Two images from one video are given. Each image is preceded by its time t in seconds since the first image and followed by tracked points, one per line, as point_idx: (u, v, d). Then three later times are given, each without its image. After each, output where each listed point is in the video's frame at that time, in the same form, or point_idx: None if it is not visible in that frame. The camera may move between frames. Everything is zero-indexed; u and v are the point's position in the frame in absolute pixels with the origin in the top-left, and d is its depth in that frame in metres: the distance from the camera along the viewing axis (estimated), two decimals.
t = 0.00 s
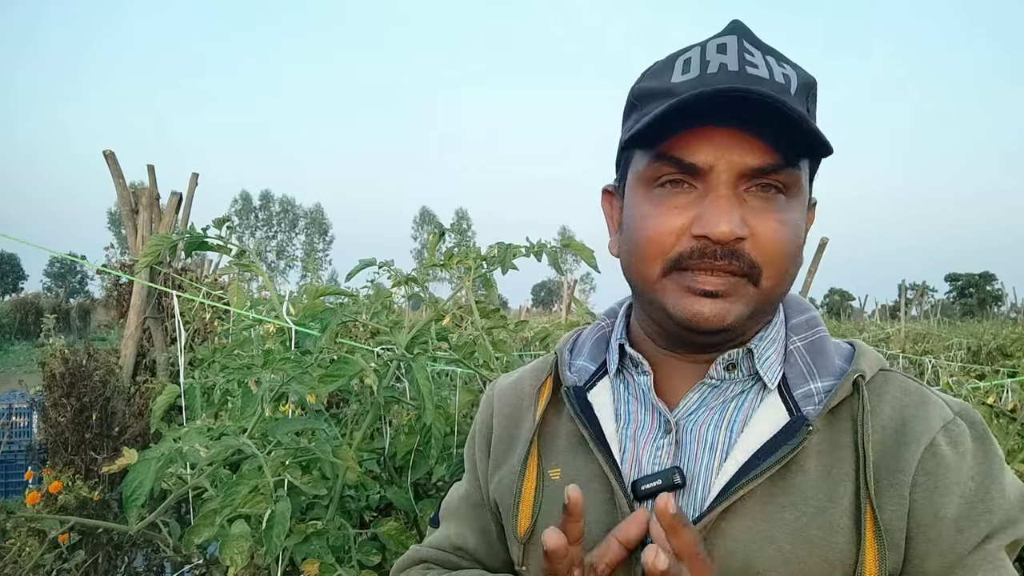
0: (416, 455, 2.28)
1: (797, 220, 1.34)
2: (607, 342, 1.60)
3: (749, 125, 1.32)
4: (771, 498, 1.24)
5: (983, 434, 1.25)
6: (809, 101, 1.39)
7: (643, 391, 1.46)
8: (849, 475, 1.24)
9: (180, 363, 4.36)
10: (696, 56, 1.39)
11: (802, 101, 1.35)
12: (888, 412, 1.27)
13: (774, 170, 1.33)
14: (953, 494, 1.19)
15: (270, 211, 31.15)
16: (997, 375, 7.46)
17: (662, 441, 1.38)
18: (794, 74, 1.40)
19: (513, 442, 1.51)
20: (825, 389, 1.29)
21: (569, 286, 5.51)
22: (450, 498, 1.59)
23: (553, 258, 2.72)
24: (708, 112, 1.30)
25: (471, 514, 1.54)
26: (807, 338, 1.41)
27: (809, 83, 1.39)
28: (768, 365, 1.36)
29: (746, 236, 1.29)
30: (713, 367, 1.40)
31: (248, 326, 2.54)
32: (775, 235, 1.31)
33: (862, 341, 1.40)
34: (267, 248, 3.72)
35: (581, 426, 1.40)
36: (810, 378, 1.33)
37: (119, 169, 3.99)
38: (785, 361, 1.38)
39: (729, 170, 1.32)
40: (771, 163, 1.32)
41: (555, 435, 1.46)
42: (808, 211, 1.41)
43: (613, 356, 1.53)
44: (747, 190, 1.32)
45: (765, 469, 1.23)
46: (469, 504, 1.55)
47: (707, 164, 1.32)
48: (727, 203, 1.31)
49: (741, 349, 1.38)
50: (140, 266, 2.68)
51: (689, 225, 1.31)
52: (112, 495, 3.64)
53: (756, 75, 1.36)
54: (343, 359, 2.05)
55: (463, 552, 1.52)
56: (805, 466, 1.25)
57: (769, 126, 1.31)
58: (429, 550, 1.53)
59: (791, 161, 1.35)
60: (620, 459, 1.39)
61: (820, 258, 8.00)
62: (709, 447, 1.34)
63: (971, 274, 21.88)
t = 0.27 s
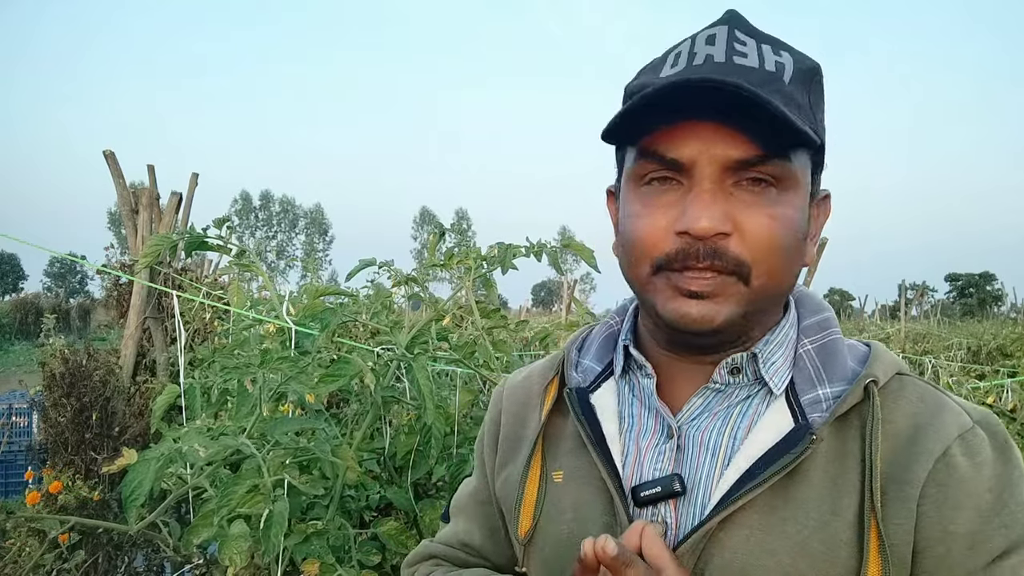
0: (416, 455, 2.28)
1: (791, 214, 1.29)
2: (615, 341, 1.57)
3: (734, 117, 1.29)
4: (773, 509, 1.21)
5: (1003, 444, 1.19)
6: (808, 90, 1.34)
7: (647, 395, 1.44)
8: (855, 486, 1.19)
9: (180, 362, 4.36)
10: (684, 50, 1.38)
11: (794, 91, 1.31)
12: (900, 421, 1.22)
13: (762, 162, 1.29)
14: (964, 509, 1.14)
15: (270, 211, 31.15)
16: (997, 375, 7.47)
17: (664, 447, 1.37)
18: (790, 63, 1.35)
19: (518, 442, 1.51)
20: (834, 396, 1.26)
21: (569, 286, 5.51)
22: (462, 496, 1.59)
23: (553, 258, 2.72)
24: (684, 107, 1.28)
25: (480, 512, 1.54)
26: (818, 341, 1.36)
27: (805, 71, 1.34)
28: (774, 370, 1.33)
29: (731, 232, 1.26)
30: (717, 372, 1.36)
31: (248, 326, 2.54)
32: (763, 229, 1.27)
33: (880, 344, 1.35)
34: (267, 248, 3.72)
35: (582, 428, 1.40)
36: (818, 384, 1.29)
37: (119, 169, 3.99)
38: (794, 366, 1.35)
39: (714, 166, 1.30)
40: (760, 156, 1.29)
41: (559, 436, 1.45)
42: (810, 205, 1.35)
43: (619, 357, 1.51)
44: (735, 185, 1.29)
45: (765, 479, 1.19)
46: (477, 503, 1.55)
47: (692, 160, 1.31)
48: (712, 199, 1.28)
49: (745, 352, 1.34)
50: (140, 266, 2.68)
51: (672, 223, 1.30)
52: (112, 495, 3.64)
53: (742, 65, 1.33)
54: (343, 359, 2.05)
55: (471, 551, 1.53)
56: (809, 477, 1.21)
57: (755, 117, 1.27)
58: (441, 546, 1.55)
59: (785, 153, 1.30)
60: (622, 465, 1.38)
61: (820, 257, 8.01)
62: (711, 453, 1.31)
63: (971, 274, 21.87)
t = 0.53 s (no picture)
0: (416, 455, 2.28)
1: (699, 199, 1.18)
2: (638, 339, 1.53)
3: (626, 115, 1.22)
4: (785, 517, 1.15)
5: None
6: (725, 63, 1.21)
7: (659, 396, 1.40)
8: (873, 499, 1.13)
9: (179, 362, 4.37)
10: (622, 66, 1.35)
11: (702, 73, 1.20)
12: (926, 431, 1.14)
13: (655, 150, 1.19)
14: (992, 531, 1.06)
15: (270, 211, 31.16)
16: (996, 375, 7.48)
17: (675, 450, 1.32)
18: (714, 39, 1.23)
19: (537, 439, 1.50)
20: (854, 403, 1.19)
21: (568, 286, 5.52)
22: (489, 491, 1.60)
23: (553, 258, 2.72)
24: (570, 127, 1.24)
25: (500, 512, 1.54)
26: (846, 345, 1.28)
27: (726, 44, 1.21)
28: (791, 374, 1.27)
29: (623, 233, 1.20)
30: (727, 372, 1.31)
31: (248, 326, 2.53)
32: (657, 222, 1.18)
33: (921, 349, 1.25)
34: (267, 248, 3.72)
35: (592, 427, 1.39)
36: (838, 389, 1.22)
37: (119, 169, 4.00)
38: (817, 370, 1.28)
39: (614, 167, 1.24)
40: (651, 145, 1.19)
41: (574, 435, 1.45)
42: (745, 179, 1.20)
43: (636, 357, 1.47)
44: (636, 180, 1.21)
45: (771, 487, 1.14)
46: (500, 498, 1.56)
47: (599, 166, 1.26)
48: (611, 201, 1.23)
49: (757, 355, 1.28)
50: (140, 267, 2.68)
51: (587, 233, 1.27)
52: (112, 495, 3.65)
53: (643, 63, 1.26)
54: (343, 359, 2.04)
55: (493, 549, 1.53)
56: (825, 485, 1.15)
57: (635, 110, 1.19)
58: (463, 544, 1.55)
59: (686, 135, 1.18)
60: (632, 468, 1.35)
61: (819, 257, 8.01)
62: (721, 460, 1.27)
63: (971, 274, 21.87)
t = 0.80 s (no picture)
0: (416, 455, 2.28)
1: (659, 196, 1.25)
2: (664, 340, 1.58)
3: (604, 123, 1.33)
4: (772, 530, 1.14)
5: None
6: (688, 58, 1.25)
7: (672, 401, 1.44)
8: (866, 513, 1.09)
9: (179, 362, 4.37)
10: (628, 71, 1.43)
11: (665, 70, 1.25)
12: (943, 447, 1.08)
13: (618, 154, 1.28)
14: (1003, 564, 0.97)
15: (270, 211, 31.14)
16: (996, 375, 7.48)
17: (676, 452, 1.37)
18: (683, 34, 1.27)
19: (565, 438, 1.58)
20: (858, 412, 1.16)
21: (569, 286, 5.52)
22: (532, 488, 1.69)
23: (553, 258, 2.72)
24: (542, 140, 1.37)
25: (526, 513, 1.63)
26: (868, 347, 1.23)
27: (692, 39, 1.25)
28: (797, 379, 1.28)
29: (597, 233, 1.31)
30: (731, 374, 1.33)
31: (248, 325, 2.53)
32: (619, 221, 1.28)
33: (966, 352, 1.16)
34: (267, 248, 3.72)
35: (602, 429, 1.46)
36: (847, 397, 1.19)
37: (119, 169, 4.00)
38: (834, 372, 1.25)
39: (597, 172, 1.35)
40: (613, 149, 1.29)
41: (592, 437, 1.52)
42: (709, 173, 1.24)
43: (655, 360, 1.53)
44: (611, 183, 1.32)
45: (752, 497, 1.14)
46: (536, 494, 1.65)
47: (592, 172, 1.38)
48: (593, 204, 1.34)
49: (760, 356, 1.29)
50: (140, 266, 2.68)
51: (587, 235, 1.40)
52: (112, 495, 3.65)
53: (624, 69, 1.34)
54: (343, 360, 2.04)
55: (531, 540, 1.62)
56: (817, 497, 1.13)
57: (592, 114, 1.28)
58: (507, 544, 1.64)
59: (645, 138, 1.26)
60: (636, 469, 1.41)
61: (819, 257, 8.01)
62: (720, 463, 1.30)
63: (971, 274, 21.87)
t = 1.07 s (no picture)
0: (416, 455, 2.28)
1: (661, 189, 1.31)
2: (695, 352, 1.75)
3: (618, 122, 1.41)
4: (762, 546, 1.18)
5: None
6: (691, 46, 1.30)
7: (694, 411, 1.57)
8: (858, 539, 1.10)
9: (179, 362, 4.37)
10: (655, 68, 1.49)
11: (669, 59, 1.32)
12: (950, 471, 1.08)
13: (624, 149, 1.36)
14: None
15: (270, 211, 31.13)
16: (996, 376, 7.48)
17: (688, 462, 1.49)
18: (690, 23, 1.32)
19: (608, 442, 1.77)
20: (862, 426, 1.16)
21: (568, 286, 5.53)
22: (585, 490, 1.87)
23: (553, 258, 2.72)
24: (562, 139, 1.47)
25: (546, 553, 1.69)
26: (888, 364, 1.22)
27: (696, 27, 1.30)
28: (807, 389, 1.32)
29: (607, 227, 1.39)
30: (743, 382, 1.40)
31: (248, 326, 2.54)
32: (624, 214, 1.35)
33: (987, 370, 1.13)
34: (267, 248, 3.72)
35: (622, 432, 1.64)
36: (857, 411, 1.19)
37: (118, 169, 3.99)
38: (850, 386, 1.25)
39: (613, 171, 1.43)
40: (621, 144, 1.37)
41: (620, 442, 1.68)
42: (708, 165, 1.28)
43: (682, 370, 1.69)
44: (622, 179, 1.39)
45: (741, 510, 1.18)
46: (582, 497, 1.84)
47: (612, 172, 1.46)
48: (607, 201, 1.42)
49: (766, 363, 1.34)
50: (139, 267, 2.67)
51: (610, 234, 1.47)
52: (112, 495, 3.65)
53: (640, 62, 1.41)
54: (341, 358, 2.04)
55: None
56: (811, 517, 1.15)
57: (598, 107, 1.37)
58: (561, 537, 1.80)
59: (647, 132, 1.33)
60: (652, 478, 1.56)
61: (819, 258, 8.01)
62: (726, 474, 1.38)
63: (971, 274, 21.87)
